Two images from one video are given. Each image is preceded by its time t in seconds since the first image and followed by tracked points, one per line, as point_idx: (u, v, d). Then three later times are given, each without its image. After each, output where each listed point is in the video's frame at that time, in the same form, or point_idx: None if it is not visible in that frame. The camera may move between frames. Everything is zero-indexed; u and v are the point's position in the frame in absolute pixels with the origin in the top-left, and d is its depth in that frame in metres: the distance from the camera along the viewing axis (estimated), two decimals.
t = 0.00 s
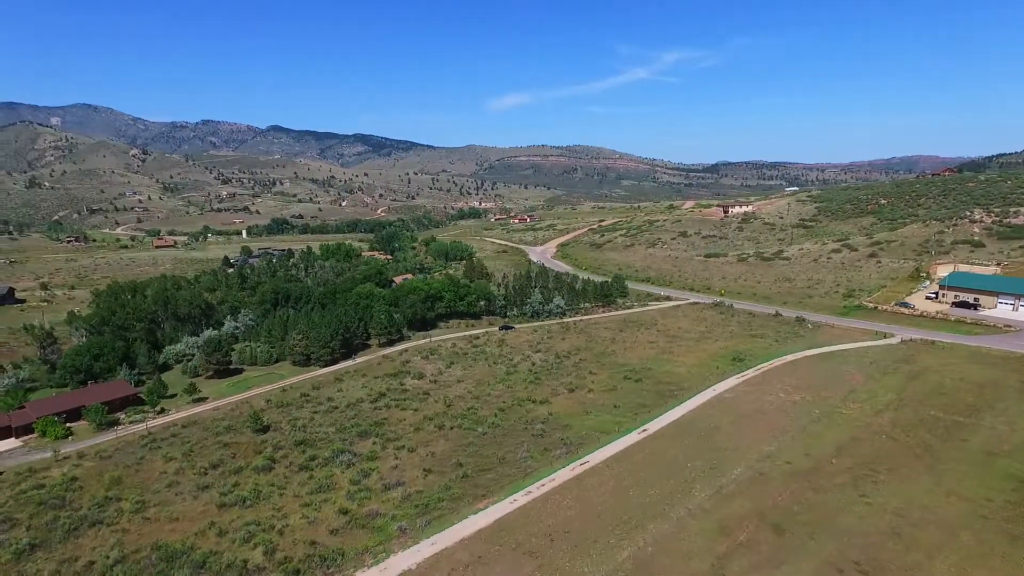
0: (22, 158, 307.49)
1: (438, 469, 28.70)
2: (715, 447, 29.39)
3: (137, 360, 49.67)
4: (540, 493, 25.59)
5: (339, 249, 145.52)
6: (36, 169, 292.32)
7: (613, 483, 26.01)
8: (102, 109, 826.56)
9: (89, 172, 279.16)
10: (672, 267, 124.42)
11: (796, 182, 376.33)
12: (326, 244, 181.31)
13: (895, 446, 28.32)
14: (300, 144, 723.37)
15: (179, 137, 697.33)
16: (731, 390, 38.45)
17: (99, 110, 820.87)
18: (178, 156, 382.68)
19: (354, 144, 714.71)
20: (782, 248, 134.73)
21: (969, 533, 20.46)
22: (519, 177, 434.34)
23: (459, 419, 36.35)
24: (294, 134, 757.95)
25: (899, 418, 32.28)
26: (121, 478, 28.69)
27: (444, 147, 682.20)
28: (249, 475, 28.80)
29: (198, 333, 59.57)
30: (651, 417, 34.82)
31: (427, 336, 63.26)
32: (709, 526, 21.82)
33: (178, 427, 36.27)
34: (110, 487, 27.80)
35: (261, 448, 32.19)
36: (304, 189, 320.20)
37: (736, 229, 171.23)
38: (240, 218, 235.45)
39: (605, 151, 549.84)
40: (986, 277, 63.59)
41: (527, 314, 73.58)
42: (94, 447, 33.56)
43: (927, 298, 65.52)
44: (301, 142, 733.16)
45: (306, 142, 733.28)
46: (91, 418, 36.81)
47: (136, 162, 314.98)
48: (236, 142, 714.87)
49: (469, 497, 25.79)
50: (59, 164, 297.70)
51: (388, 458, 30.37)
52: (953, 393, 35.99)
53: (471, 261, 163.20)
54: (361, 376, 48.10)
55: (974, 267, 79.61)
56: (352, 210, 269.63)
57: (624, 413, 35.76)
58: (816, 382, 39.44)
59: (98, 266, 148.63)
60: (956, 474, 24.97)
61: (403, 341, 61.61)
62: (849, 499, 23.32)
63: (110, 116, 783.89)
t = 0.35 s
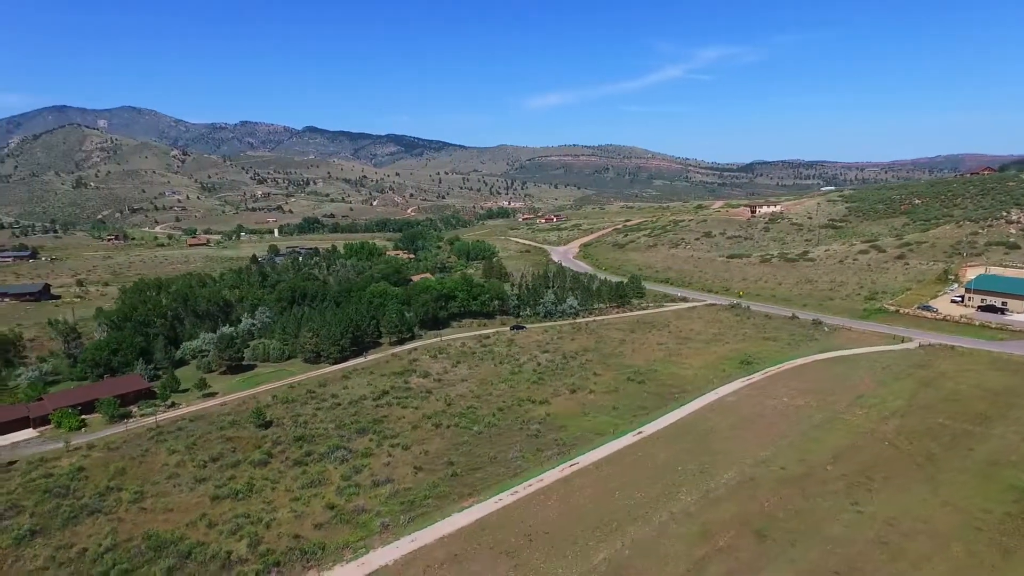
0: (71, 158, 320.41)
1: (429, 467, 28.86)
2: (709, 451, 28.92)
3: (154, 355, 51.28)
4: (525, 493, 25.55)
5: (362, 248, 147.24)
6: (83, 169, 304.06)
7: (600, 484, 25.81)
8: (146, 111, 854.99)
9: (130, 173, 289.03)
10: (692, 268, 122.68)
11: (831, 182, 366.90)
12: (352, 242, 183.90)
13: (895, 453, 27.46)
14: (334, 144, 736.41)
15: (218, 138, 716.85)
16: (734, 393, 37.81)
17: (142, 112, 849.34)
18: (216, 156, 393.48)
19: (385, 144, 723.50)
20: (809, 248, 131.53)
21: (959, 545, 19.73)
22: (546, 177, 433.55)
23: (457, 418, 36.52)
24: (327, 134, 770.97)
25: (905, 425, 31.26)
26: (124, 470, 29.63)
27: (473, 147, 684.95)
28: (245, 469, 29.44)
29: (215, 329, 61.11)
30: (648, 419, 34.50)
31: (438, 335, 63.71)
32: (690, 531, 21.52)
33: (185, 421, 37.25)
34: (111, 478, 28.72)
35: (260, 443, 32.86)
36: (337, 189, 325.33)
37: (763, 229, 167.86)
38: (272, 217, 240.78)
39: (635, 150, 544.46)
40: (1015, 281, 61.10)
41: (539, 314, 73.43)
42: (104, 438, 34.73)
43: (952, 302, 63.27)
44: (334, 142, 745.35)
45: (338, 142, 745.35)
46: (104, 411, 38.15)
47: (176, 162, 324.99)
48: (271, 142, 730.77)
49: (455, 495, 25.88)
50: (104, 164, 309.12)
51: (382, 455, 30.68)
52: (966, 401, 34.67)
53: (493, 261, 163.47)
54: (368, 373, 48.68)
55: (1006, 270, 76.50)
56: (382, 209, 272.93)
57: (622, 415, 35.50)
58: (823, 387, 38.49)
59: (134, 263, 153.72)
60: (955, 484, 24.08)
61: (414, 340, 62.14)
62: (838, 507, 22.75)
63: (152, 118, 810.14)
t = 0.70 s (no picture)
0: (108, 158, 330.43)
1: (416, 465, 29.17)
2: (696, 454, 28.63)
3: (165, 350, 52.76)
4: (507, 492, 25.69)
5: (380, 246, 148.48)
6: (119, 169, 313.01)
7: (582, 486, 25.79)
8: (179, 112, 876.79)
9: (163, 172, 296.69)
10: (709, 267, 121.07)
11: (864, 181, 358.00)
12: (373, 241, 185.75)
13: (887, 460, 26.86)
14: (361, 143, 744.90)
15: (250, 138, 731.89)
16: (731, 396, 37.37)
17: (176, 113, 871.59)
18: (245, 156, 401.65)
19: (411, 144, 729.10)
20: (832, 249, 128.72)
21: (938, 555, 19.28)
22: (569, 177, 431.96)
23: (452, 416, 36.81)
24: (353, 134, 780.07)
25: (903, 430, 30.56)
26: (123, 462, 30.55)
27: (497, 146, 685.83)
28: (238, 463, 30.10)
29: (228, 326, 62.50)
30: (641, 420, 34.32)
31: (445, 334, 64.14)
32: (664, 533, 21.42)
33: (188, 415, 38.22)
34: (111, 469, 29.65)
35: (256, 438, 33.55)
36: (363, 187, 329.15)
37: (785, 229, 164.80)
38: (300, 216, 244.80)
39: (660, 149, 539.13)
40: None
41: (548, 313, 73.38)
42: (110, 430, 35.85)
43: (972, 305, 61.38)
44: (360, 142, 753.85)
45: (365, 142, 753.91)
46: (113, 404, 39.35)
47: (208, 161, 332.36)
48: (299, 142, 742.35)
49: (438, 493, 26.12)
50: (139, 164, 317.83)
51: (372, 452, 31.10)
52: (971, 407, 33.69)
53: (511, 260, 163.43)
54: (371, 371, 49.28)
55: None
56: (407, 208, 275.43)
57: (615, 416, 35.36)
58: (824, 390, 37.77)
59: (162, 261, 157.73)
60: (944, 492, 23.50)
61: (421, 338, 62.63)
62: (820, 513, 22.37)
63: (187, 119, 829.94)
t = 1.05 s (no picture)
0: (139, 157, 339.13)
1: (402, 463, 29.49)
2: (682, 457, 28.39)
3: (175, 347, 54.17)
4: (488, 492, 25.81)
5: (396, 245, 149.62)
6: (149, 169, 320.83)
7: (562, 488, 25.76)
8: (209, 113, 895.86)
9: (192, 172, 303.14)
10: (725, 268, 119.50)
11: (897, 181, 349.12)
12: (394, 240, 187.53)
13: (875, 467, 26.35)
14: (388, 143, 751.94)
15: (279, 138, 744.04)
16: (727, 399, 36.97)
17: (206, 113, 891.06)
18: (271, 155, 408.39)
19: (434, 144, 732.95)
20: (853, 249, 126.12)
21: (912, 567, 18.88)
22: (589, 176, 429.90)
23: (445, 415, 37.10)
24: (377, 134, 787.83)
25: (898, 437, 29.89)
26: (121, 455, 31.40)
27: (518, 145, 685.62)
28: (230, 458, 30.71)
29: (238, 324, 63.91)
30: (632, 422, 34.18)
31: (450, 333, 64.49)
32: (637, 536, 21.36)
33: (189, 410, 39.09)
34: (108, 462, 30.49)
35: (251, 434, 34.19)
36: (386, 186, 332.23)
37: (806, 230, 161.98)
38: (325, 215, 248.00)
39: (684, 148, 533.46)
40: None
41: (555, 314, 73.27)
42: (113, 425, 36.84)
43: (990, 309, 59.63)
44: (384, 141, 760.90)
45: (388, 141, 760.56)
46: (119, 398, 40.45)
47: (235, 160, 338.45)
48: (325, 142, 752.36)
49: (420, 492, 26.37)
50: (168, 164, 325.26)
51: (362, 449, 31.52)
52: (971, 414, 32.85)
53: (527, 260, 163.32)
54: (373, 370, 49.84)
55: None
56: (431, 207, 277.12)
57: (607, 418, 35.24)
58: (822, 395, 37.14)
59: (186, 258, 161.32)
60: (929, 501, 22.97)
61: (426, 337, 63.07)
62: (798, 519, 22.04)
63: (217, 120, 847.66)
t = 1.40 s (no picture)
0: (176, 157, 349.05)
1: (392, 461, 29.87)
2: (671, 461, 28.07)
3: (191, 343, 55.95)
4: (472, 491, 25.98)
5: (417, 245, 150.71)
6: (185, 169, 329.81)
7: (546, 490, 25.72)
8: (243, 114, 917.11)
9: (225, 172, 310.66)
10: (747, 269, 117.33)
11: (940, 181, 337.27)
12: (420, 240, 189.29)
13: (868, 476, 25.69)
14: (419, 143, 758.68)
15: (313, 138, 757.88)
16: (726, 403, 36.48)
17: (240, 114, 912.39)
18: (301, 154, 415.61)
19: (462, 144, 736.92)
20: (882, 251, 122.52)
21: None
22: (615, 177, 426.71)
23: (442, 415, 37.45)
24: (406, 134, 795.44)
25: (897, 445, 29.04)
26: (126, 447, 32.44)
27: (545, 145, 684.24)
28: (228, 452, 31.48)
29: (253, 321, 65.38)
30: (626, 425, 34.04)
31: (459, 333, 64.89)
32: (612, 541, 21.18)
33: (197, 405, 40.21)
34: (112, 454, 31.49)
35: (251, 429, 34.99)
36: (416, 186, 335.07)
37: (834, 231, 158.03)
38: (356, 214, 251.38)
39: (713, 147, 525.35)
40: None
41: (567, 314, 72.92)
42: (123, 418, 38.11)
43: (1017, 315, 57.29)
44: (413, 141, 767.61)
45: (417, 141, 766.96)
46: (132, 392, 41.78)
47: (267, 160, 345.63)
48: (355, 142, 762.86)
49: (405, 491, 26.66)
50: (203, 164, 333.88)
51: (355, 446, 32.00)
52: (979, 423, 31.74)
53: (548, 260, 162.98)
54: (378, 369, 50.52)
55: None
56: (461, 207, 278.37)
57: (601, 421, 35.09)
58: (825, 400, 36.30)
59: (216, 256, 165.37)
60: (919, 514, 22.23)
61: (435, 336, 63.60)
62: (778, 527, 21.62)
63: (254, 121, 867.64)
